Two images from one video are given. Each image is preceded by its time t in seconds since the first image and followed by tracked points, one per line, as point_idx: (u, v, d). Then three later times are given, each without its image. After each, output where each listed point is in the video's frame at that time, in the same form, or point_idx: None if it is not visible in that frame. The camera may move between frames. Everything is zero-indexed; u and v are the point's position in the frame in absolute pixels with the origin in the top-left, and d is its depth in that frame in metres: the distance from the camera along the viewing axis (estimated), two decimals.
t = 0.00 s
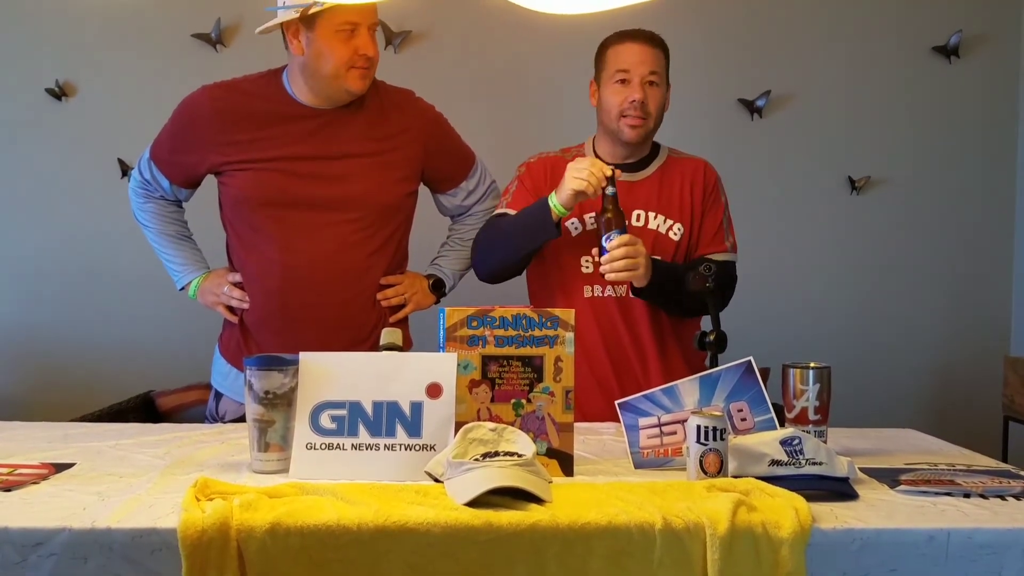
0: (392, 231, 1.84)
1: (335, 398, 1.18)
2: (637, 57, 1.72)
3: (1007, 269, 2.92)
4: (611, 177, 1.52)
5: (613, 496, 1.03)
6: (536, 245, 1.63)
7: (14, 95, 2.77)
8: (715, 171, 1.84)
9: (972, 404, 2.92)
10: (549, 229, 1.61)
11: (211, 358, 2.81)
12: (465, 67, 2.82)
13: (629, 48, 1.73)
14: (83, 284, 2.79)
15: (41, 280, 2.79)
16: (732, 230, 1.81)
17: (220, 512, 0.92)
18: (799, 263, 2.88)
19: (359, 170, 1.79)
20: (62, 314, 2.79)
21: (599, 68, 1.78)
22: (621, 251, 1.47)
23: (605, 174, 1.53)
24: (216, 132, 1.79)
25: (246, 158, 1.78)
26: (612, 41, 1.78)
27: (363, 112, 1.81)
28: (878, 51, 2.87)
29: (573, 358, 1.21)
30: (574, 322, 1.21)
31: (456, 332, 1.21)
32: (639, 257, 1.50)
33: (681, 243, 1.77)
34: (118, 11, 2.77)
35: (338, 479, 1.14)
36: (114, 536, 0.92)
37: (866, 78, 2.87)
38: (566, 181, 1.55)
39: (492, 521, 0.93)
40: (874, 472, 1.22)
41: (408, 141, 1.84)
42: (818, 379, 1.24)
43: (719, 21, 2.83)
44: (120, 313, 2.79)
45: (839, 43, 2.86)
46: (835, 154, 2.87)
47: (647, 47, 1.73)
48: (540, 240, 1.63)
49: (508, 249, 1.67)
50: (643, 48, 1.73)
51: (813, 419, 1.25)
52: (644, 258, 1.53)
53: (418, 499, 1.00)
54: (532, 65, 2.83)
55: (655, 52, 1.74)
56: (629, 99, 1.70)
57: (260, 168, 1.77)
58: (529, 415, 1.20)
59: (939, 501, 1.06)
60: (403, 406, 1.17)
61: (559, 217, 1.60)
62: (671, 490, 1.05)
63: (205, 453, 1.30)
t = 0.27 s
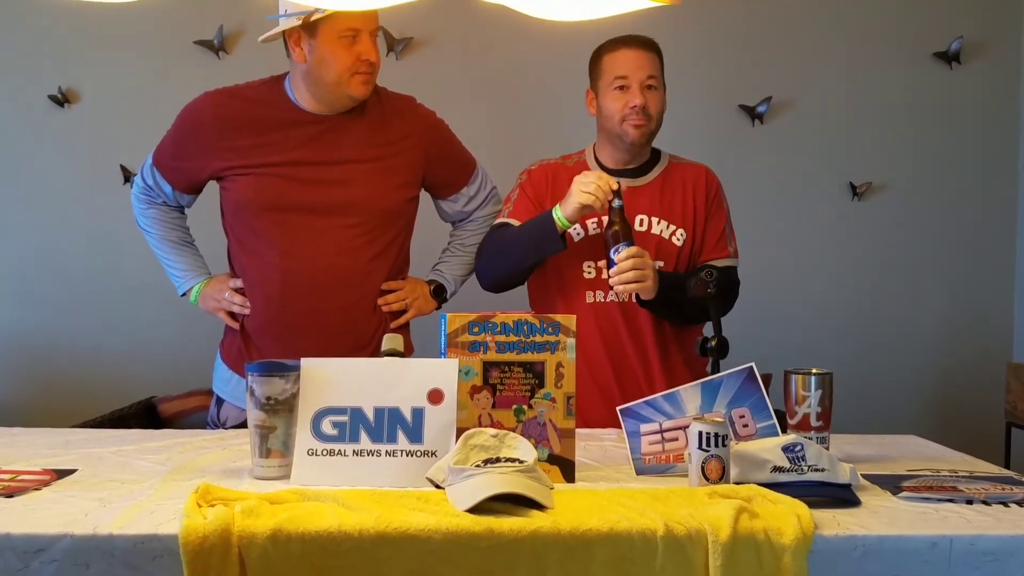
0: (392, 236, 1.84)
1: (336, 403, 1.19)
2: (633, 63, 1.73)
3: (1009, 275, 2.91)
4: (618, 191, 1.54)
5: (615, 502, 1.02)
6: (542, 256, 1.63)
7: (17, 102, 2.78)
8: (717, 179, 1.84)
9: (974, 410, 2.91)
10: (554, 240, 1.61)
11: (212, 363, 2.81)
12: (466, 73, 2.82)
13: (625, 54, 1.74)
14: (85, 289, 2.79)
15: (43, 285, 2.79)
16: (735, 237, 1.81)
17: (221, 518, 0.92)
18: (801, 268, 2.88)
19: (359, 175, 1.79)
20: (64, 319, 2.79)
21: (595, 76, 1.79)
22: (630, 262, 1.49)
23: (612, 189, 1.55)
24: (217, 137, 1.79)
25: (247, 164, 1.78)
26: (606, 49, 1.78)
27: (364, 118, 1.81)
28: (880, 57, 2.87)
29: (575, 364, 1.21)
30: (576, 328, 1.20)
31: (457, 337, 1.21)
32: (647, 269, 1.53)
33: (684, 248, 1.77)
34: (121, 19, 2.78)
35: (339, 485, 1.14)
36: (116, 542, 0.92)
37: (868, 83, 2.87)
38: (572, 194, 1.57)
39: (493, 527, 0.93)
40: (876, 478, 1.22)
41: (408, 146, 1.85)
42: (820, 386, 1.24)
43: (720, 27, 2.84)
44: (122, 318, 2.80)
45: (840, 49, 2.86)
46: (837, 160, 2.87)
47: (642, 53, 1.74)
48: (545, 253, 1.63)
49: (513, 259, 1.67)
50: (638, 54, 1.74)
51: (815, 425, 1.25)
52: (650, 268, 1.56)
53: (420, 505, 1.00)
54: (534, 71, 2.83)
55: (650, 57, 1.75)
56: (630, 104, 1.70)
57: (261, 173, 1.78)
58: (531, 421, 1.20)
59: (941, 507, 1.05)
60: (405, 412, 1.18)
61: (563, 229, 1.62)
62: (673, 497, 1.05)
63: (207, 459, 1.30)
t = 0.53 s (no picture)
0: (393, 243, 1.84)
1: (336, 410, 1.18)
2: (629, 68, 1.74)
3: (1008, 282, 2.92)
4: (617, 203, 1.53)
5: (616, 510, 1.02)
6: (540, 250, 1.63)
7: (19, 108, 2.78)
8: (718, 187, 1.84)
9: (975, 417, 2.91)
10: (553, 235, 1.61)
11: (213, 370, 2.80)
12: (467, 81, 2.83)
13: (620, 60, 1.75)
14: (85, 296, 2.79)
15: (43, 292, 2.79)
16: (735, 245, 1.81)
17: (222, 526, 0.92)
18: (801, 275, 2.88)
19: (359, 181, 1.79)
20: (64, 326, 2.79)
21: (592, 84, 1.79)
22: (636, 276, 1.51)
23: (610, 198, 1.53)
24: (218, 144, 1.79)
25: (248, 170, 1.79)
26: (601, 56, 1.79)
27: (364, 124, 1.82)
28: (879, 64, 2.88)
29: (576, 371, 1.21)
30: (577, 335, 1.21)
31: (458, 344, 1.21)
32: (652, 281, 1.54)
33: (685, 255, 1.77)
34: (123, 26, 2.79)
35: (340, 493, 1.14)
36: (116, 549, 0.92)
37: (867, 91, 2.88)
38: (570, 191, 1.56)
39: (494, 535, 0.93)
40: (877, 486, 1.22)
41: (409, 153, 1.85)
42: (821, 393, 1.24)
43: (720, 35, 2.85)
44: (122, 325, 2.80)
45: (840, 57, 2.87)
46: (837, 167, 2.88)
47: (637, 58, 1.75)
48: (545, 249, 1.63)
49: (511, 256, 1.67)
50: (633, 59, 1.75)
51: (816, 432, 1.25)
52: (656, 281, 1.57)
53: (420, 512, 1.00)
54: (534, 78, 2.84)
55: (645, 61, 1.76)
56: (628, 109, 1.71)
57: (262, 180, 1.78)
58: (532, 428, 1.20)
59: (942, 515, 1.05)
60: (406, 419, 1.18)
61: (563, 225, 1.61)
62: (674, 504, 1.05)
63: (207, 466, 1.30)
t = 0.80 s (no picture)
0: (393, 251, 1.84)
1: (337, 419, 1.18)
2: (629, 78, 1.74)
3: (1008, 290, 2.92)
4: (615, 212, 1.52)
5: (617, 519, 1.02)
6: (540, 249, 1.62)
7: (21, 117, 2.79)
8: (718, 196, 1.85)
9: (976, 426, 2.90)
10: (555, 234, 1.60)
11: (213, 378, 2.80)
12: (468, 90, 2.84)
13: (621, 70, 1.75)
14: (86, 303, 2.79)
15: (43, 300, 2.79)
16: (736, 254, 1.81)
17: (222, 534, 0.92)
18: (801, 283, 2.89)
19: (359, 189, 1.80)
20: (64, 334, 2.79)
21: (593, 93, 1.80)
22: (638, 285, 1.52)
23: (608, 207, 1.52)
24: (219, 152, 1.80)
25: (249, 179, 1.79)
26: (603, 66, 1.80)
27: (364, 133, 1.82)
28: (879, 74, 2.89)
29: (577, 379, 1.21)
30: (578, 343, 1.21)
31: (459, 352, 1.21)
32: (654, 290, 1.56)
33: (685, 264, 1.77)
34: (125, 35, 2.80)
35: (340, 501, 1.14)
36: (116, 558, 0.92)
37: (867, 100, 2.89)
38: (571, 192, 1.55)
39: (495, 544, 0.93)
40: (878, 495, 1.22)
41: (409, 161, 1.85)
42: (822, 402, 1.23)
43: (720, 44, 2.86)
44: (122, 333, 2.80)
45: (840, 66, 2.88)
46: (836, 175, 2.88)
47: (638, 68, 1.75)
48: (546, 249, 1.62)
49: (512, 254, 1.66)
50: (634, 69, 1.75)
51: (818, 441, 1.25)
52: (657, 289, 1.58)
53: (421, 521, 1.00)
54: (535, 87, 2.85)
55: (646, 71, 1.76)
56: (627, 119, 1.71)
57: (262, 188, 1.78)
58: (532, 437, 1.20)
59: (943, 524, 1.05)
60: (406, 427, 1.18)
61: (565, 225, 1.61)
62: (675, 513, 1.05)
63: (207, 475, 1.30)
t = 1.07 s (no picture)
0: (393, 257, 1.84)
1: (338, 426, 1.18)
2: (630, 87, 1.74)
3: (1010, 297, 2.92)
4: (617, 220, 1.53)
5: (618, 526, 1.02)
6: (543, 264, 1.63)
7: (23, 124, 2.80)
8: (720, 202, 1.85)
9: (978, 432, 2.90)
10: (556, 249, 1.62)
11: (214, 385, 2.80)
12: (469, 97, 2.85)
13: (623, 79, 1.75)
14: (88, 310, 2.79)
15: (45, 307, 2.79)
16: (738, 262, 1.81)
17: (224, 542, 0.92)
18: (802, 290, 2.89)
19: (360, 196, 1.80)
20: (66, 341, 2.79)
21: (595, 101, 1.81)
22: (638, 293, 1.53)
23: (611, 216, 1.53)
24: (220, 161, 1.80)
25: (249, 186, 1.79)
26: (605, 73, 1.80)
27: (364, 140, 1.83)
28: (880, 80, 2.89)
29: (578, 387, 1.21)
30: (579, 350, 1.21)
31: (461, 359, 1.21)
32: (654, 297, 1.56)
33: (687, 272, 1.77)
34: (127, 43, 2.81)
35: (342, 508, 1.14)
36: (117, 566, 0.92)
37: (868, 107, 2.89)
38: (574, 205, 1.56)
39: (497, 551, 0.93)
40: (880, 502, 1.22)
41: (409, 167, 1.86)
42: (824, 409, 1.24)
43: (721, 51, 2.86)
44: (124, 340, 2.80)
45: (841, 73, 2.89)
46: (837, 182, 2.89)
47: (640, 78, 1.76)
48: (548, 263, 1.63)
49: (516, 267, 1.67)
50: (636, 79, 1.75)
51: (819, 448, 1.25)
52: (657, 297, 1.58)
53: (422, 529, 1.00)
54: (537, 95, 2.86)
55: (647, 81, 1.76)
56: (625, 128, 1.72)
57: (263, 196, 1.79)
58: (534, 444, 1.20)
59: (945, 531, 1.05)
60: (408, 434, 1.17)
61: (569, 239, 1.62)
62: (676, 520, 1.05)
63: (208, 482, 1.30)
